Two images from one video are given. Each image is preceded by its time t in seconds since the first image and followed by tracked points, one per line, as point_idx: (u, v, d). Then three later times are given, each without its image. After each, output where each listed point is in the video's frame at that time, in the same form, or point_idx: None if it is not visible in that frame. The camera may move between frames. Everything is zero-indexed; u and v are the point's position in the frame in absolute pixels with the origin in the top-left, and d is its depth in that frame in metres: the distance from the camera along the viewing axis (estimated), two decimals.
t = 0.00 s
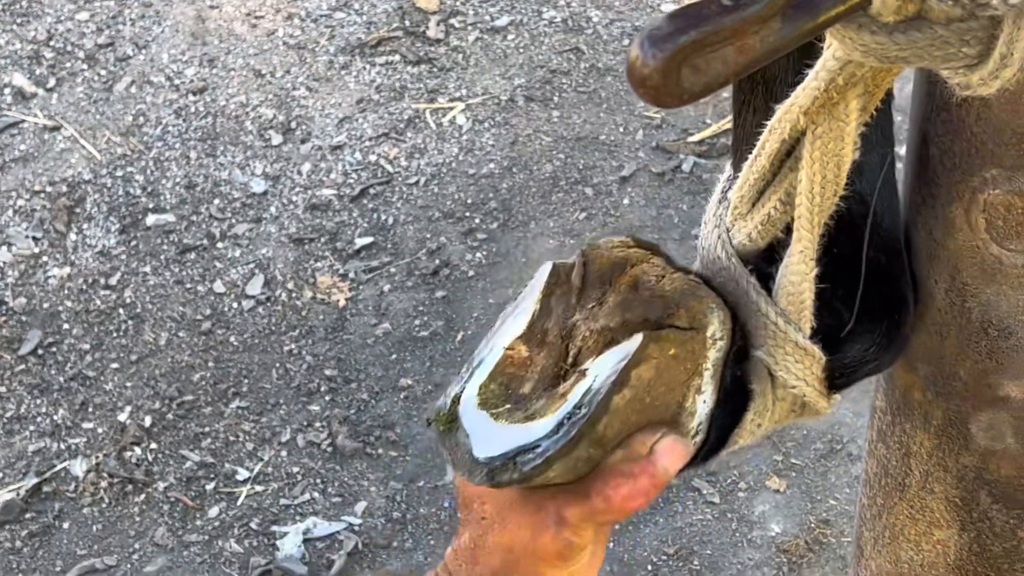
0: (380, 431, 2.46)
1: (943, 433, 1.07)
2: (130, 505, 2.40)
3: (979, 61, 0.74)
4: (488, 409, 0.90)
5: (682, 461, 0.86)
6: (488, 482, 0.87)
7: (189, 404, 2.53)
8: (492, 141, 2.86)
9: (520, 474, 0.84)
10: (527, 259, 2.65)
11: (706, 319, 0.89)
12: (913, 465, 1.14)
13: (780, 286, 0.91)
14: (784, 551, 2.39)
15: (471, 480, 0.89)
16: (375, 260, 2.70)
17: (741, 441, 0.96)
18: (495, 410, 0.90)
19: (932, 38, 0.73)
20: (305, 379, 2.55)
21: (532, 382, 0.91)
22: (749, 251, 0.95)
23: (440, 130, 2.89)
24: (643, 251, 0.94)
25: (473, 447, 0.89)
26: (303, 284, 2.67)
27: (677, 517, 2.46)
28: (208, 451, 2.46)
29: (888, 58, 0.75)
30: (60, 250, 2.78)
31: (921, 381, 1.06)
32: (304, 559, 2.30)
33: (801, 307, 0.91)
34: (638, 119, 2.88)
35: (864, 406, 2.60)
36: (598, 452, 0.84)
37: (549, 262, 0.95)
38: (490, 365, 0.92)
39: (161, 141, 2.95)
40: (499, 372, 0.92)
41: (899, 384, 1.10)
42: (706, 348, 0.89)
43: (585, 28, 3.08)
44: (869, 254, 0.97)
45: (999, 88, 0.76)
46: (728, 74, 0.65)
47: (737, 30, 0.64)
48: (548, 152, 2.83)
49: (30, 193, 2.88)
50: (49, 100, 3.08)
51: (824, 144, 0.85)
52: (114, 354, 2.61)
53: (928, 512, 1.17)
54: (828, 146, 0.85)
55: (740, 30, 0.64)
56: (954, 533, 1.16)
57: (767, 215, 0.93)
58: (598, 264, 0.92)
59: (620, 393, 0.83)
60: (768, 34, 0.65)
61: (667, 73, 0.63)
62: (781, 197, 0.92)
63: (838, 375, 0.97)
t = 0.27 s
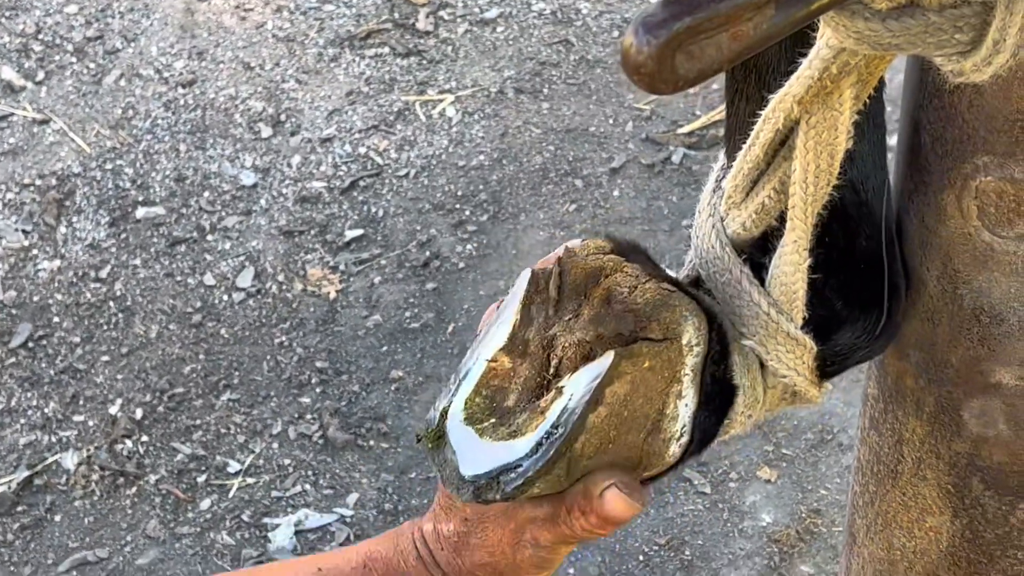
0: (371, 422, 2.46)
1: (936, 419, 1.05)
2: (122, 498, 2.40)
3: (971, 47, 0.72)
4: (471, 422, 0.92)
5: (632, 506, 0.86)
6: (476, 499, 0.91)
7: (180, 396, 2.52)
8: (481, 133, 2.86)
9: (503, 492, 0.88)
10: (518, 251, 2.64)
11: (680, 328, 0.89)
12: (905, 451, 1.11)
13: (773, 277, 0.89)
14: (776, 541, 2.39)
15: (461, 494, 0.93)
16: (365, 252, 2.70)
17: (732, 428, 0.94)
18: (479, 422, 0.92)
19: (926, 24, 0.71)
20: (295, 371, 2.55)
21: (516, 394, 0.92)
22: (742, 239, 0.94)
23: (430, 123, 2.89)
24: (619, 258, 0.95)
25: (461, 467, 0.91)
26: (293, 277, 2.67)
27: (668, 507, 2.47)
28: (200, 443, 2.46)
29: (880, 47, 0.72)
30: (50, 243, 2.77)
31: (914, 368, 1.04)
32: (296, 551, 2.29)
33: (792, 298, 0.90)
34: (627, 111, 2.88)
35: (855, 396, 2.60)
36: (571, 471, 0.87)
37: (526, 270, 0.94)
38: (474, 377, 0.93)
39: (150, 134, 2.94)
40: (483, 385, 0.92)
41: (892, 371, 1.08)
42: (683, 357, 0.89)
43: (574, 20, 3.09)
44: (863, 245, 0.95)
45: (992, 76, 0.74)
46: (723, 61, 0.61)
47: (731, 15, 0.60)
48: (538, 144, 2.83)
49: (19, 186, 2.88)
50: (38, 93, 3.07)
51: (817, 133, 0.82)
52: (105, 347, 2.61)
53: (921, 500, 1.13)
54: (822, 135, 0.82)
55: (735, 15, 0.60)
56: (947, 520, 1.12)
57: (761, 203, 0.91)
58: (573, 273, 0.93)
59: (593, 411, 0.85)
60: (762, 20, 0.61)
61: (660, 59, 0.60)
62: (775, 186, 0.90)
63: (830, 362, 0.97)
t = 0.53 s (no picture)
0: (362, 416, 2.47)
1: (925, 409, 1.02)
2: (113, 492, 2.40)
3: (960, 37, 0.71)
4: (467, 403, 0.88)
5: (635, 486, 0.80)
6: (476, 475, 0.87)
7: (170, 390, 2.52)
8: (471, 127, 2.86)
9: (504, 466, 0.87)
10: (508, 244, 2.64)
11: (680, 304, 0.90)
12: (894, 441, 1.10)
13: (762, 265, 0.90)
14: (766, 533, 2.39)
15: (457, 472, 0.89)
16: (356, 246, 2.70)
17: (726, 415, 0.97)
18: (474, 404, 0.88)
19: (915, 15, 0.70)
20: (285, 365, 2.53)
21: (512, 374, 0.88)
22: (733, 231, 0.93)
23: (420, 116, 2.89)
24: (616, 238, 0.94)
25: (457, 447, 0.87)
26: (283, 270, 2.67)
27: (658, 500, 2.48)
28: (190, 437, 2.46)
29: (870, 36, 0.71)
30: (40, 238, 2.77)
31: (903, 355, 1.01)
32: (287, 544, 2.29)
33: (783, 288, 0.90)
34: (617, 104, 2.88)
35: (844, 388, 2.60)
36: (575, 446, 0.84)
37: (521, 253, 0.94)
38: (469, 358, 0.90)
39: (139, 128, 2.94)
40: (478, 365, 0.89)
41: (882, 359, 1.06)
42: (682, 335, 0.89)
43: (563, 13, 3.09)
44: (852, 236, 0.95)
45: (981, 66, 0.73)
46: (714, 51, 0.59)
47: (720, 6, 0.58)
48: (528, 137, 2.83)
49: (8, 180, 2.88)
50: (27, 87, 3.07)
51: (807, 123, 0.81)
52: (95, 341, 2.61)
53: (911, 490, 1.11)
54: (812, 124, 0.81)
55: (724, 5, 0.58)
56: (936, 509, 1.09)
57: (751, 194, 0.89)
58: (570, 253, 0.93)
59: (599, 381, 0.84)
60: (752, 9, 0.59)
61: (650, 50, 0.58)
62: (766, 175, 0.88)
63: (819, 350, 0.99)
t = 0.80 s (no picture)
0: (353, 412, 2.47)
1: (913, 404, 1.02)
2: (102, 489, 2.39)
3: (947, 33, 0.71)
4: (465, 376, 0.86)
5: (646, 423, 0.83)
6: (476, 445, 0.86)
7: (160, 387, 2.52)
8: (461, 123, 2.86)
9: (507, 436, 0.85)
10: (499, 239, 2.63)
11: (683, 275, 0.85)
12: (883, 436, 1.10)
13: (751, 254, 0.89)
14: (756, 528, 2.39)
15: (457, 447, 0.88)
16: (345, 242, 2.68)
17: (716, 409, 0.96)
18: (472, 376, 0.86)
19: (901, 11, 0.70)
20: (275, 361, 2.52)
21: (509, 350, 0.85)
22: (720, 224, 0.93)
23: (409, 113, 2.89)
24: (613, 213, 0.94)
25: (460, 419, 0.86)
26: (273, 267, 2.66)
27: (648, 495, 2.48)
28: (180, 434, 2.45)
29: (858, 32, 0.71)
30: (29, 235, 2.77)
31: (891, 350, 1.01)
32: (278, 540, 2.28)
33: (772, 279, 0.89)
34: (607, 100, 2.88)
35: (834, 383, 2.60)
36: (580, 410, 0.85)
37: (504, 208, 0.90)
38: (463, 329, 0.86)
39: (129, 125, 2.95)
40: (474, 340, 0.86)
41: (871, 354, 1.07)
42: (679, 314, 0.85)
43: (552, 10, 3.09)
44: (840, 229, 0.95)
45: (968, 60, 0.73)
46: (702, 48, 0.59)
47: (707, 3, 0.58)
48: (517, 133, 2.83)
49: None
50: (16, 85, 3.07)
51: (792, 116, 0.81)
52: (85, 338, 2.61)
53: (899, 485, 1.11)
54: (797, 117, 0.81)
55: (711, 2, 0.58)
56: (923, 505, 1.09)
57: (738, 186, 0.90)
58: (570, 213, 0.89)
59: (602, 347, 0.83)
60: (740, 5, 0.59)
61: (637, 47, 0.58)
62: (752, 169, 0.89)
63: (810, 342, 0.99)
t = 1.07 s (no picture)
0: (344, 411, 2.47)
1: (900, 402, 1.01)
2: (93, 487, 2.40)
3: (931, 32, 0.66)
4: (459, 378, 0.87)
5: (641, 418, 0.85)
6: (470, 446, 0.86)
7: (150, 386, 2.52)
8: (451, 121, 2.86)
9: (503, 433, 0.85)
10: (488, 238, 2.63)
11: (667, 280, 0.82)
12: (870, 435, 1.09)
13: (738, 249, 0.87)
14: (745, 525, 2.40)
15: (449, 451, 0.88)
16: (336, 240, 2.69)
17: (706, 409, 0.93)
18: (466, 377, 0.87)
19: (887, 10, 0.65)
20: (266, 360, 2.52)
21: (501, 349, 0.87)
22: (707, 223, 0.92)
23: (400, 111, 2.89)
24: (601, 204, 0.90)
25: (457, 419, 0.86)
26: (263, 265, 2.66)
27: (639, 493, 2.48)
28: (170, 433, 2.45)
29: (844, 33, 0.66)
30: (19, 233, 2.77)
31: (877, 349, 1.00)
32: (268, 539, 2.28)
33: (760, 276, 0.88)
34: (598, 98, 2.89)
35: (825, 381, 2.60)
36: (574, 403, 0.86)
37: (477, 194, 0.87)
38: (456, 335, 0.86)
39: (119, 123, 2.95)
40: (468, 342, 0.87)
41: (858, 353, 1.06)
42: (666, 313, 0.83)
43: (543, 8, 3.09)
44: (831, 228, 0.94)
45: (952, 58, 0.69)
46: (686, 48, 0.56)
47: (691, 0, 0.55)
48: (508, 131, 2.83)
49: None
50: (6, 83, 3.08)
51: (778, 115, 0.80)
52: (75, 336, 2.61)
53: (886, 483, 1.10)
54: (782, 118, 0.80)
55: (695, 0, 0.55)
56: (910, 503, 1.08)
57: (724, 186, 0.89)
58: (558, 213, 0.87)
59: (594, 343, 0.83)
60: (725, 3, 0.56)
61: (622, 45, 0.56)
62: (739, 167, 0.88)
63: (799, 340, 0.97)
